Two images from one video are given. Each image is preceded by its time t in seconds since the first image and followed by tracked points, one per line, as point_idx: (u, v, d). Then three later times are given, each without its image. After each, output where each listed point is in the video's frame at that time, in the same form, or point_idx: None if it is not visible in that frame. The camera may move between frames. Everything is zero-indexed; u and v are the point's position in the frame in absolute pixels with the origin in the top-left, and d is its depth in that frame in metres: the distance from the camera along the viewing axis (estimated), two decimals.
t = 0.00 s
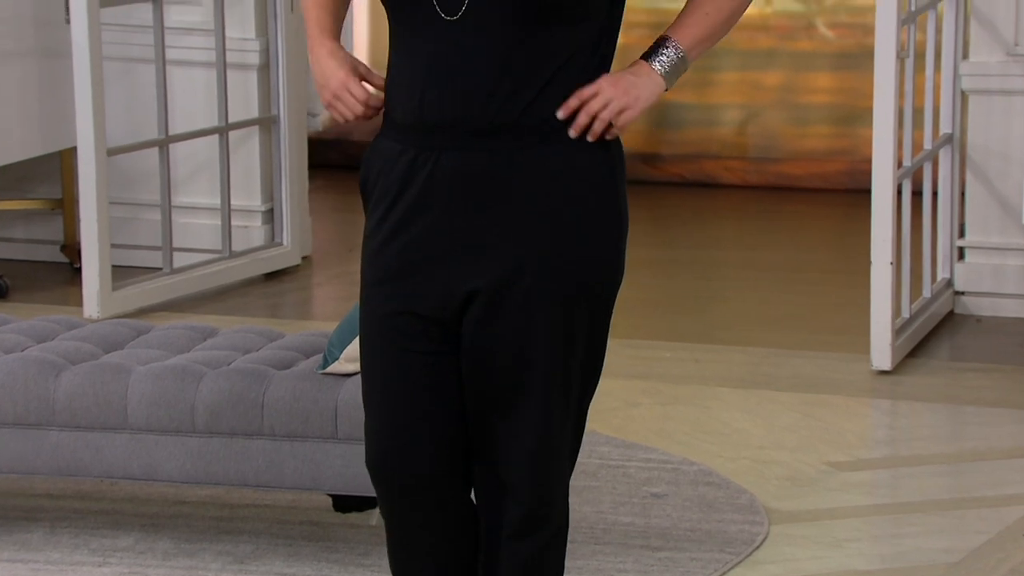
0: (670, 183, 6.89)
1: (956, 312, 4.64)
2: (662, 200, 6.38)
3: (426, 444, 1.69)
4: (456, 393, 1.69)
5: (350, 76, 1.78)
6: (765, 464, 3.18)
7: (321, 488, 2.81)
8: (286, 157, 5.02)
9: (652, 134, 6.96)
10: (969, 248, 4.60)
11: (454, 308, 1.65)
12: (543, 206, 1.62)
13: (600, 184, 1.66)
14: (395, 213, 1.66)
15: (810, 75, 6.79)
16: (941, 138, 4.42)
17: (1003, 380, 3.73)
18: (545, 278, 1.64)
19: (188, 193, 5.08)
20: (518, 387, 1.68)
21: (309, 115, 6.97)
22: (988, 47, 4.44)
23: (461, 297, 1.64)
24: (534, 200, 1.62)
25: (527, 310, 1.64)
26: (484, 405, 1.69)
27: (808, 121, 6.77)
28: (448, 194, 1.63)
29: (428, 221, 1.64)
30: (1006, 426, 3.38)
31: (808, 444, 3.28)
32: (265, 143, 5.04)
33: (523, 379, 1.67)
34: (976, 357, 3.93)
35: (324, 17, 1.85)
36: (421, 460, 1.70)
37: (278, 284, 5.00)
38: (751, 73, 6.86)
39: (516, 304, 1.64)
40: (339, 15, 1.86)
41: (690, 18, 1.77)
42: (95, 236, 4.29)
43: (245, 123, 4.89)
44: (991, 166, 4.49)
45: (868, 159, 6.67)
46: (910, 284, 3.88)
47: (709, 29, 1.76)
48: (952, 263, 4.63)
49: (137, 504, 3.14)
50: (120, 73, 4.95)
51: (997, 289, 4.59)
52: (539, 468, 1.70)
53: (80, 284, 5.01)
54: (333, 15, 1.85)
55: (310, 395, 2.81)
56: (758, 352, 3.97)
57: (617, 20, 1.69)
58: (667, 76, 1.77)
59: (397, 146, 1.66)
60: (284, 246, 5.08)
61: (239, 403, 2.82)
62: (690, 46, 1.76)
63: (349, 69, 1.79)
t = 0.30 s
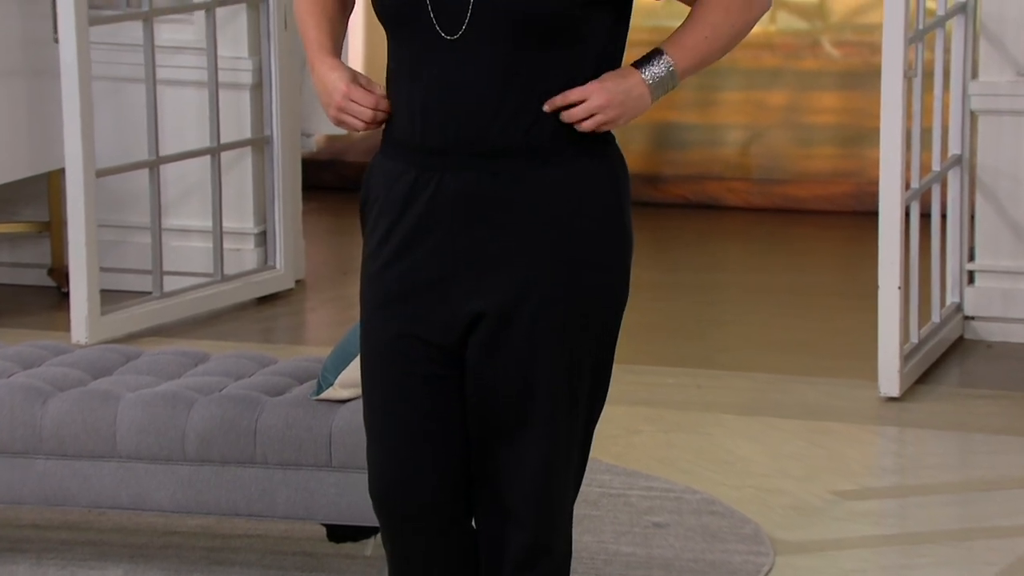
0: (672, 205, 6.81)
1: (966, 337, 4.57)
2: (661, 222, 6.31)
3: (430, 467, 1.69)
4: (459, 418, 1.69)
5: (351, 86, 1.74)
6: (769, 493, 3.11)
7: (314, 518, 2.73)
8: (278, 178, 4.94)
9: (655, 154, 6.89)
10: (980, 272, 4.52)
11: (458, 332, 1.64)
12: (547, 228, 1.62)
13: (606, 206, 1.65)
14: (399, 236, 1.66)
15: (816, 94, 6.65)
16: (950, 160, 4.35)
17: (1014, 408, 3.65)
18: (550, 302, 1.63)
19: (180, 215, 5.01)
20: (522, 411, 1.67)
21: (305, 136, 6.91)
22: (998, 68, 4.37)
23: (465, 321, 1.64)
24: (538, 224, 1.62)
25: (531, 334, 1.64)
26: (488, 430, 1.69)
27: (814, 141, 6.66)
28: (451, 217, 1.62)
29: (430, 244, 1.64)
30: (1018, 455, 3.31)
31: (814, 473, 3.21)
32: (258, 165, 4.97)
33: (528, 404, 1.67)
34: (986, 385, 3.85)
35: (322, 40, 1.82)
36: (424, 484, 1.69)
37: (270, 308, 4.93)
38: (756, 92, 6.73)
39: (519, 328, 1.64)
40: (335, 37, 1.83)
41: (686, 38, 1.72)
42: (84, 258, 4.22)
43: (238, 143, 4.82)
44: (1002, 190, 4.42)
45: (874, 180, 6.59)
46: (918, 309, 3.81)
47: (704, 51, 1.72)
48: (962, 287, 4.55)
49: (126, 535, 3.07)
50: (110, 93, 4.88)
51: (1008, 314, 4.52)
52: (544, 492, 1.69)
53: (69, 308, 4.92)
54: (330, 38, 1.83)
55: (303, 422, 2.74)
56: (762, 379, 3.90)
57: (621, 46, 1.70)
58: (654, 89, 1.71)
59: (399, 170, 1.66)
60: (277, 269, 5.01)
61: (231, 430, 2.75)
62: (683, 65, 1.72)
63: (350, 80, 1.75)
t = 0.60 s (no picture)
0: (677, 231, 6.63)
1: (977, 364, 4.50)
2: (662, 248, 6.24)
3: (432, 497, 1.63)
4: (461, 446, 1.63)
5: (291, 101, 1.62)
6: (776, 525, 3.03)
7: (308, 550, 2.66)
8: (273, 203, 4.88)
9: (657, 176, 6.68)
10: (991, 299, 4.45)
11: (461, 355, 1.59)
12: (551, 246, 1.58)
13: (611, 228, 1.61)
14: (396, 260, 1.60)
15: (823, 116, 6.44)
16: (960, 183, 4.27)
17: None
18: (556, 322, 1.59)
19: (172, 239, 4.93)
20: (526, 439, 1.63)
21: (299, 159, 6.82)
22: (1008, 90, 4.30)
23: (468, 343, 1.59)
24: (544, 246, 1.58)
25: (536, 358, 1.59)
26: (490, 459, 1.64)
27: (822, 164, 6.45)
28: (452, 238, 1.58)
29: (430, 267, 1.59)
30: None
31: (822, 504, 3.14)
32: (251, 188, 4.90)
33: (532, 430, 1.62)
34: (998, 415, 3.78)
35: (279, 52, 1.71)
36: (426, 515, 1.63)
37: (264, 335, 4.86)
38: (762, 115, 6.52)
39: (524, 350, 1.59)
40: (296, 56, 1.73)
41: (706, 64, 1.66)
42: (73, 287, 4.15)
43: (230, 166, 4.75)
44: (1014, 214, 4.34)
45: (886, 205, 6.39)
46: (927, 338, 3.75)
47: (727, 76, 1.65)
48: (973, 313, 4.48)
49: (115, 569, 2.99)
50: (100, 116, 4.81)
51: (1019, 342, 4.44)
52: (548, 520, 1.65)
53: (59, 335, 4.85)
54: (289, 53, 1.72)
55: (297, 452, 2.67)
56: (767, 407, 3.83)
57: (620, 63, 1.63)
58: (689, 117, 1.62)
59: (395, 194, 1.61)
60: (271, 296, 4.94)
61: (224, 460, 2.68)
62: (711, 90, 1.64)
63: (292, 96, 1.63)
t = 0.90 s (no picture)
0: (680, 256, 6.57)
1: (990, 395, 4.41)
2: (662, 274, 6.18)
3: (429, 530, 1.61)
4: (460, 479, 1.61)
5: (285, 125, 1.61)
6: (783, 558, 2.96)
7: None
8: (265, 230, 4.80)
9: (660, 203, 6.58)
10: (1004, 327, 4.37)
11: (460, 387, 1.57)
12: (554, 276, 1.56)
13: (615, 256, 1.59)
14: (396, 288, 1.58)
15: (831, 140, 6.33)
16: (970, 210, 4.19)
17: None
18: (558, 354, 1.57)
19: (162, 266, 4.87)
20: (527, 471, 1.60)
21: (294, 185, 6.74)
22: (1020, 111, 4.23)
23: (469, 375, 1.57)
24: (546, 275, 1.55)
25: (539, 388, 1.57)
26: (491, 490, 1.62)
27: (829, 189, 6.35)
28: (453, 269, 1.56)
29: (430, 297, 1.57)
30: None
31: (831, 537, 3.07)
32: (244, 214, 4.84)
33: (535, 460, 1.60)
34: (1010, 447, 3.71)
35: (277, 79, 1.70)
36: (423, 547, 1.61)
37: (257, 364, 4.79)
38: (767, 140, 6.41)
39: (527, 381, 1.57)
40: (297, 87, 1.72)
41: (708, 87, 1.62)
42: (61, 316, 4.08)
43: (223, 192, 4.68)
44: None
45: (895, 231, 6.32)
46: (937, 367, 3.68)
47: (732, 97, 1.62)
48: (985, 342, 4.40)
49: None
50: (91, 140, 4.75)
51: None
52: (552, 550, 1.62)
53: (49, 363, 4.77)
54: (290, 83, 1.71)
55: (292, 483, 2.59)
56: (773, 437, 3.76)
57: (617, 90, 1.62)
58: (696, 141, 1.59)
59: (395, 223, 1.59)
60: (264, 324, 4.87)
61: (216, 492, 2.60)
62: (715, 112, 1.61)
63: (285, 119, 1.62)
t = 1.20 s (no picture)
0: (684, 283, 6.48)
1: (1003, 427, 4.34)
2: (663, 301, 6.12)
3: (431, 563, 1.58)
4: (461, 511, 1.58)
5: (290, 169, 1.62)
6: None
7: None
8: (259, 258, 4.73)
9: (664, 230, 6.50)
10: (1016, 357, 4.31)
11: (461, 419, 1.54)
12: (558, 305, 1.52)
13: (620, 279, 1.56)
14: (394, 318, 1.55)
15: (838, 166, 6.28)
16: (982, 237, 4.12)
17: None
18: (563, 384, 1.53)
19: (153, 294, 4.80)
20: (531, 503, 1.57)
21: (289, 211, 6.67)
22: None
23: (470, 407, 1.53)
24: (548, 305, 1.52)
25: (542, 422, 1.54)
26: (491, 523, 1.59)
27: (837, 216, 6.29)
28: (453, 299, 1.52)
29: (429, 328, 1.53)
30: None
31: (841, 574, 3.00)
32: (238, 243, 4.76)
33: (538, 494, 1.57)
34: (1021, 480, 3.64)
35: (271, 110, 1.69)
36: None
37: (251, 394, 4.73)
38: (773, 165, 6.35)
39: (530, 413, 1.53)
40: (288, 114, 1.71)
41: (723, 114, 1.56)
42: (49, 346, 4.01)
43: (215, 218, 4.62)
44: None
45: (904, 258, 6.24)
46: (948, 399, 3.62)
47: (747, 120, 1.56)
48: (998, 373, 4.33)
49: None
50: (80, 165, 4.69)
51: None
52: None
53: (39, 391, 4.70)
54: (280, 111, 1.70)
55: (286, 517, 2.53)
56: (779, 470, 3.70)
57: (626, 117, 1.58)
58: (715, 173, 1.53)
59: (392, 250, 1.56)
60: (257, 353, 4.81)
61: (208, 526, 2.53)
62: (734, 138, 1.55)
63: (289, 162, 1.63)
